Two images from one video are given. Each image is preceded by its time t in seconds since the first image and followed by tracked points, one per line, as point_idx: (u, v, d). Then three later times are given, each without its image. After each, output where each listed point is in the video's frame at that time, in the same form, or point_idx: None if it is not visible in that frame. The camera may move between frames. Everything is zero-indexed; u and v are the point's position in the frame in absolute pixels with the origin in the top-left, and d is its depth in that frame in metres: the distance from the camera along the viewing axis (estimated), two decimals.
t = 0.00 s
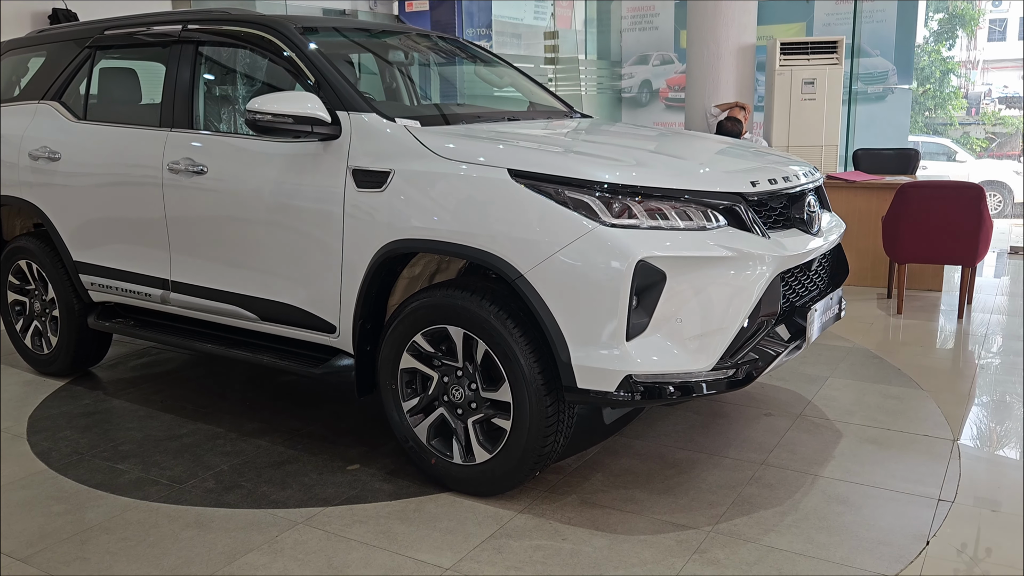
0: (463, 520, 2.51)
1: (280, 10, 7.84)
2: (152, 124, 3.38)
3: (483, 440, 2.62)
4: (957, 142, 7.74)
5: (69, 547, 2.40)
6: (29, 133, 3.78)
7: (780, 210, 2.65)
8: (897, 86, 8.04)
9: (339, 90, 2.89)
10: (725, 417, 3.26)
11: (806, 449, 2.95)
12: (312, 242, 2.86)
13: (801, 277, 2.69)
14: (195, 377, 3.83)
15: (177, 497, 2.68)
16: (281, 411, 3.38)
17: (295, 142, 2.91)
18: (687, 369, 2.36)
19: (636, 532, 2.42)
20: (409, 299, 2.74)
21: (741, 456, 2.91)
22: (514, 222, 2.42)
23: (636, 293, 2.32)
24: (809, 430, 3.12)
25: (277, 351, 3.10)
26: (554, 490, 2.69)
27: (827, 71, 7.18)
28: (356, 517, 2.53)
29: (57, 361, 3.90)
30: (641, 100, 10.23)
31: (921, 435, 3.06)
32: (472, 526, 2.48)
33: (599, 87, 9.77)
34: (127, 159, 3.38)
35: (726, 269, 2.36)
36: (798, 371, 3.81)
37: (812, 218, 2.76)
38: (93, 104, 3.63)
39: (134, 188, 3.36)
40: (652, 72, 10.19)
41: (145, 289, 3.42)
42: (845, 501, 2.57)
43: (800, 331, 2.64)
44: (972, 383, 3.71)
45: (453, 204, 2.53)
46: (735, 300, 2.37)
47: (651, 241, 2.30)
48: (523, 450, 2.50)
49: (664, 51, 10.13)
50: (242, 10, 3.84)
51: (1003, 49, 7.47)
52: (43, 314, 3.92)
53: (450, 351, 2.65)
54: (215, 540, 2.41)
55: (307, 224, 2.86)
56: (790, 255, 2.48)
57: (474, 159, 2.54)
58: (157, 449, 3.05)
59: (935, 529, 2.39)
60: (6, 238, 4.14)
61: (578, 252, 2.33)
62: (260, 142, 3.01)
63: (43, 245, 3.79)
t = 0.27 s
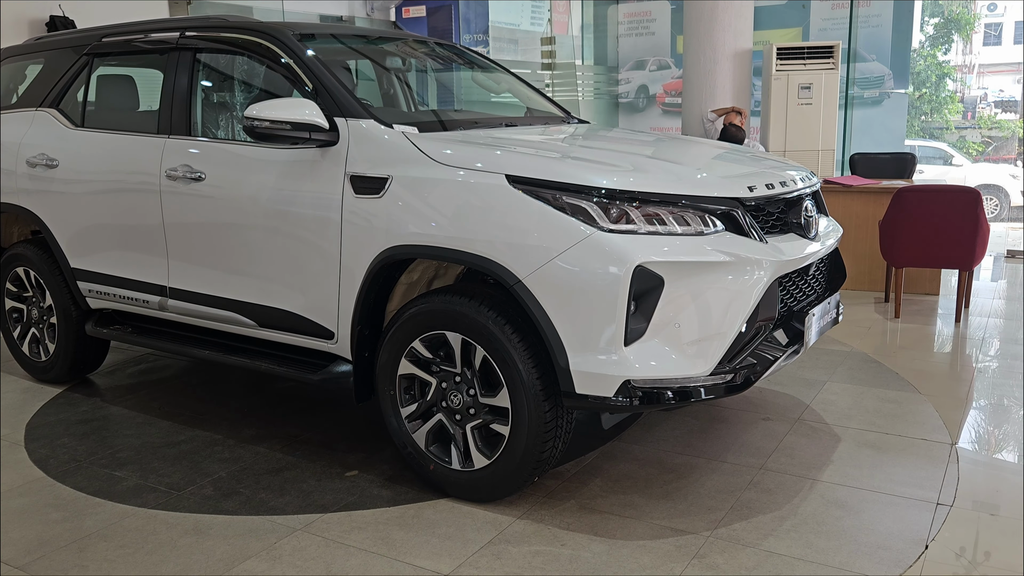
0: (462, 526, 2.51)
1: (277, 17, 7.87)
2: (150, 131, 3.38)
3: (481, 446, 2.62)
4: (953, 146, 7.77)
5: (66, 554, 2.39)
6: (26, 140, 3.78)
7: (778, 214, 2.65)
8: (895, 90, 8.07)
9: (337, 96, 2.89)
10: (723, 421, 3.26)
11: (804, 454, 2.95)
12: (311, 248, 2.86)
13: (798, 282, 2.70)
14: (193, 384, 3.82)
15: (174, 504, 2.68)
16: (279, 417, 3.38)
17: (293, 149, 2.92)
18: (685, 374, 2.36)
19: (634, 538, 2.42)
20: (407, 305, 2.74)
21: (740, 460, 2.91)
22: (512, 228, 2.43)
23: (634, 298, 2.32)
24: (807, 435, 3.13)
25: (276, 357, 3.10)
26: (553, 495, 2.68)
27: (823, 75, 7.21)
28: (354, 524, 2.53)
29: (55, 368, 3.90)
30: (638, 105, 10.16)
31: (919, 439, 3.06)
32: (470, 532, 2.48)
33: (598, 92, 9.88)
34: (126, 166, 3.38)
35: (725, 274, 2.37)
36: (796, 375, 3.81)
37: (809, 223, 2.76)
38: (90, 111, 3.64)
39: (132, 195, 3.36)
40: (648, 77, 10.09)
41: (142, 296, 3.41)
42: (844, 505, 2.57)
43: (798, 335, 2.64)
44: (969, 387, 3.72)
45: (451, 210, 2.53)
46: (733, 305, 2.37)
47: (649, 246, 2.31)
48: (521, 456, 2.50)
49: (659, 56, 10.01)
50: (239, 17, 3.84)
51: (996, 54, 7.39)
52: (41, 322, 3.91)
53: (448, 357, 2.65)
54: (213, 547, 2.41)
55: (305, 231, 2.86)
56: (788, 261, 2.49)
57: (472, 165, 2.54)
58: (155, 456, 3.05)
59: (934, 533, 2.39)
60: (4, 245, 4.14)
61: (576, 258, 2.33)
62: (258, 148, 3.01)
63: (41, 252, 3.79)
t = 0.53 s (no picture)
0: (460, 531, 2.51)
1: (277, 22, 7.89)
2: (149, 136, 3.38)
3: (480, 450, 2.62)
4: (953, 150, 7.74)
5: (64, 560, 2.39)
6: (26, 145, 3.79)
7: (776, 219, 2.65)
8: (893, 94, 8.12)
9: (335, 101, 2.90)
10: (722, 426, 3.26)
11: (803, 458, 2.95)
12: (309, 253, 2.86)
13: (796, 286, 2.70)
14: (192, 389, 3.82)
15: (172, 509, 2.68)
16: (278, 422, 3.37)
17: (291, 153, 2.92)
18: (684, 379, 2.36)
19: (633, 543, 2.41)
20: (406, 310, 2.74)
21: (739, 465, 2.91)
22: (510, 233, 2.43)
23: (632, 303, 2.32)
24: (806, 439, 3.12)
25: (274, 361, 3.10)
26: (552, 500, 2.68)
27: (821, 79, 7.22)
28: (352, 529, 2.53)
29: (53, 373, 3.90)
30: (636, 109, 10.04)
31: (918, 443, 3.06)
32: (469, 537, 2.48)
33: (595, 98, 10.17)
34: (125, 171, 3.39)
35: (723, 278, 2.37)
36: (795, 380, 3.81)
37: (807, 227, 2.76)
38: (89, 116, 3.64)
39: (131, 200, 3.36)
40: (647, 81, 9.93)
41: (141, 301, 3.42)
42: (842, 510, 2.57)
43: (797, 339, 2.64)
44: (968, 391, 3.72)
45: (449, 215, 2.53)
46: (732, 309, 2.37)
47: (647, 250, 2.31)
48: (520, 460, 2.50)
49: (658, 59, 9.84)
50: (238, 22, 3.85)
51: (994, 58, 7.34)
52: (40, 326, 3.92)
53: (447, 361, 2.65)
54: (210, 553, 2.40)
55: (303, 235, 2.87)
56: (786, 265, 2.49)
57: (470, 170, 2.54)
58: (154, 461, 3.05)
59: (933, 538, 2.38)
60: (4, 249, 4.14)
61: (574, 262, 2.33)
62: (257, 153, 3.01)
63: (40, 257, 3.79)
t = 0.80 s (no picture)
0: (460, 533, 2.50)
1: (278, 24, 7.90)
2: (150, 138, 3.39)
3: (480, 453, 2.61)
4: (955, 151, 7.82)
5: (64, 563, 2.39)
6: (27, 148, 3.79)
7: (776, 221, 2.65)
8: (894, 96, 8.06)
9: (336, 104, 2.90)
10: (723, 428, 3.25)
11: (804, 460, 2.94)
12: (310, 255, 2.86)
13: (797, 287, 2.69)
14: (193, 391, 3.82)
15: (173, 512, 2.68)
16: (278, 425, 3.37)
17: (292, 156, 2.92)
18: (684, 381, 2.35)
19: (633, 545, 2.41)
20: (406, 312, 2.74)
21: (740, 467, 2.90)
22: (510, 235, 2.43)
23: (632, 305, 2.32)
24: (808, 441, 3.12)
25: (275, 364, 3.10)
26: (552, 502, 2.68)
27: (822, 82, 7.22)
28: (352, 531, 2.52)
29: (54, 376, 3.90)
30: (638, 112, 10.26)
31: (920, 445, 3.06)
32: (469, 539, 2.47)
33: (597, 99, 10.02)
34: (125, 174, 3.39)
35: (723, 280, 2.36)
36: (796, 382, 3.81)
37: (808, 228, 2.76)
38: (90, 119, 3.65)
39: (132, 203, 3.37)
40: (648, 84, 10.14)
41: (142, 303, 3.42)
42: (844, 512, 2.56)
43: (797, 341, 2.63)
44: (970, 393, 3.71)
45: (451, 217, 2.53)
46: (732, 311, 2.37)
47: (647, 252, 2.31)
48: (520, 463, 2.50)
49: (659, 62, 10.06)
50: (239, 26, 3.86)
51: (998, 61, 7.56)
52: (41, 329, 3.92)
53: (447, 363, 2.65)
54: (210, 555, 2.40)
55: (303, 238, 2.87)
56: (786, 267, 2.48)
57: (470, 172, 2.55)
58: (154, 464, 3.05)
59: (935, 540, 2.37)
60: (5, 252, 4.15)
61: (574, 264, 2.33)
62: (257, 156, 3.02)
63: (41, 260, 3.80)
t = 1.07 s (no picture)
0: (459, 535, 2.50)
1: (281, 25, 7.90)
2: (151, 140, 3.40)
3: (479, 454, 2.61)
4: (961, 152, 7.78)
5: (63, 564, 2.39)
6: (29, 150, 3.80)
7: (777, 222, 2.63)
8: (899, 96, 8.13)
9: (336, 105, 2.90)
10: (724, 430, 3.24)
11: (805, 463, 2.93)
12: (310, 257, 2.86)
13: (798, 289, 2.68)
14: (194, 392, 3.83)
15: (172, 513, 2.68)
16: (279, 426, 3.37)
17: (292, 157, 2.92)
18: (684, 382, 2.34)
19: (633, 547, 2.40)
20: (406, 313, 2.73)
21: (740, 469, 2.89)
22: (510, 237, 2.42)
23: (631, 307, 2.31)
24: (809, 443, 3.10)
25: (276, 365, 3.09)
26: (552, 504, 2.67)
27: (827, 82, 7.20)
28: (352, 533, 2.52)
29: (56, 377, 3.91)
30: (641, 113, 10.24)
31: (922, 447, 3.04)
32: (468, 541, 2.47)
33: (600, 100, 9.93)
34: (127, 175, 3.40)
35: (723, 281, 2.35)
36: (798, 383, 3.79)
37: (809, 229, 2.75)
38: (93, 120, 3.66)
39: (133, 204, 3.38)
40: (652, 85, 10.17)
41: (143, 304, 3.42)
42: (844, 515, 2.55)
43: (798, 343, 2.62)
44: (974, 395, 3.69)
45: (451, 218, 2.53)
46: (732, 313, 2.36)
47: (647, 253, 2.30)
48: (519, 464, 2.49)
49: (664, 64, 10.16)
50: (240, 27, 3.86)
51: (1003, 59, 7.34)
52: (44, 330, 3.93)
53: (446, 365, 2.64)
54: (209, 557, 2.40)
55: (303, 239, 2.87)
56: (787, 268, 2.47)
57: (470, 173, 2.54)
58: (155, 465, 3.05)
59: (936, 543, 2.36)
60: (8, 253, 4.16)
61: (574, 265, 2.32)
62: (258, 157, 3.02)
63: (43, 261, 3.81)
